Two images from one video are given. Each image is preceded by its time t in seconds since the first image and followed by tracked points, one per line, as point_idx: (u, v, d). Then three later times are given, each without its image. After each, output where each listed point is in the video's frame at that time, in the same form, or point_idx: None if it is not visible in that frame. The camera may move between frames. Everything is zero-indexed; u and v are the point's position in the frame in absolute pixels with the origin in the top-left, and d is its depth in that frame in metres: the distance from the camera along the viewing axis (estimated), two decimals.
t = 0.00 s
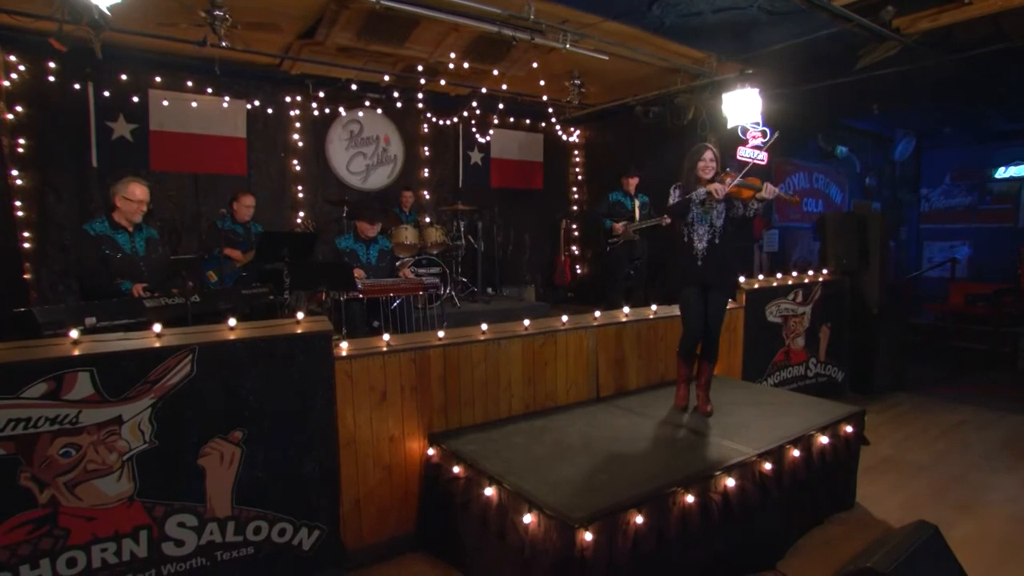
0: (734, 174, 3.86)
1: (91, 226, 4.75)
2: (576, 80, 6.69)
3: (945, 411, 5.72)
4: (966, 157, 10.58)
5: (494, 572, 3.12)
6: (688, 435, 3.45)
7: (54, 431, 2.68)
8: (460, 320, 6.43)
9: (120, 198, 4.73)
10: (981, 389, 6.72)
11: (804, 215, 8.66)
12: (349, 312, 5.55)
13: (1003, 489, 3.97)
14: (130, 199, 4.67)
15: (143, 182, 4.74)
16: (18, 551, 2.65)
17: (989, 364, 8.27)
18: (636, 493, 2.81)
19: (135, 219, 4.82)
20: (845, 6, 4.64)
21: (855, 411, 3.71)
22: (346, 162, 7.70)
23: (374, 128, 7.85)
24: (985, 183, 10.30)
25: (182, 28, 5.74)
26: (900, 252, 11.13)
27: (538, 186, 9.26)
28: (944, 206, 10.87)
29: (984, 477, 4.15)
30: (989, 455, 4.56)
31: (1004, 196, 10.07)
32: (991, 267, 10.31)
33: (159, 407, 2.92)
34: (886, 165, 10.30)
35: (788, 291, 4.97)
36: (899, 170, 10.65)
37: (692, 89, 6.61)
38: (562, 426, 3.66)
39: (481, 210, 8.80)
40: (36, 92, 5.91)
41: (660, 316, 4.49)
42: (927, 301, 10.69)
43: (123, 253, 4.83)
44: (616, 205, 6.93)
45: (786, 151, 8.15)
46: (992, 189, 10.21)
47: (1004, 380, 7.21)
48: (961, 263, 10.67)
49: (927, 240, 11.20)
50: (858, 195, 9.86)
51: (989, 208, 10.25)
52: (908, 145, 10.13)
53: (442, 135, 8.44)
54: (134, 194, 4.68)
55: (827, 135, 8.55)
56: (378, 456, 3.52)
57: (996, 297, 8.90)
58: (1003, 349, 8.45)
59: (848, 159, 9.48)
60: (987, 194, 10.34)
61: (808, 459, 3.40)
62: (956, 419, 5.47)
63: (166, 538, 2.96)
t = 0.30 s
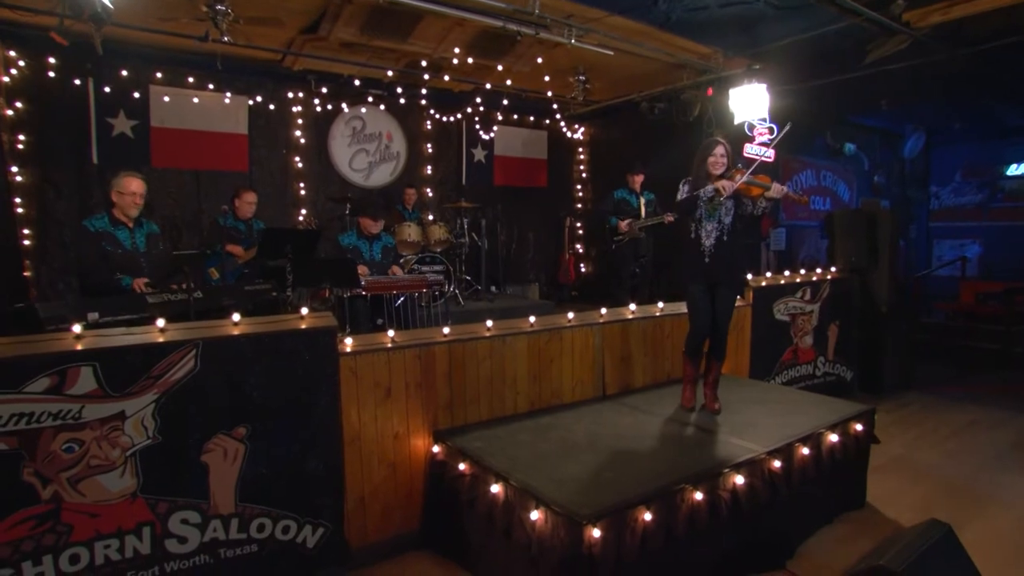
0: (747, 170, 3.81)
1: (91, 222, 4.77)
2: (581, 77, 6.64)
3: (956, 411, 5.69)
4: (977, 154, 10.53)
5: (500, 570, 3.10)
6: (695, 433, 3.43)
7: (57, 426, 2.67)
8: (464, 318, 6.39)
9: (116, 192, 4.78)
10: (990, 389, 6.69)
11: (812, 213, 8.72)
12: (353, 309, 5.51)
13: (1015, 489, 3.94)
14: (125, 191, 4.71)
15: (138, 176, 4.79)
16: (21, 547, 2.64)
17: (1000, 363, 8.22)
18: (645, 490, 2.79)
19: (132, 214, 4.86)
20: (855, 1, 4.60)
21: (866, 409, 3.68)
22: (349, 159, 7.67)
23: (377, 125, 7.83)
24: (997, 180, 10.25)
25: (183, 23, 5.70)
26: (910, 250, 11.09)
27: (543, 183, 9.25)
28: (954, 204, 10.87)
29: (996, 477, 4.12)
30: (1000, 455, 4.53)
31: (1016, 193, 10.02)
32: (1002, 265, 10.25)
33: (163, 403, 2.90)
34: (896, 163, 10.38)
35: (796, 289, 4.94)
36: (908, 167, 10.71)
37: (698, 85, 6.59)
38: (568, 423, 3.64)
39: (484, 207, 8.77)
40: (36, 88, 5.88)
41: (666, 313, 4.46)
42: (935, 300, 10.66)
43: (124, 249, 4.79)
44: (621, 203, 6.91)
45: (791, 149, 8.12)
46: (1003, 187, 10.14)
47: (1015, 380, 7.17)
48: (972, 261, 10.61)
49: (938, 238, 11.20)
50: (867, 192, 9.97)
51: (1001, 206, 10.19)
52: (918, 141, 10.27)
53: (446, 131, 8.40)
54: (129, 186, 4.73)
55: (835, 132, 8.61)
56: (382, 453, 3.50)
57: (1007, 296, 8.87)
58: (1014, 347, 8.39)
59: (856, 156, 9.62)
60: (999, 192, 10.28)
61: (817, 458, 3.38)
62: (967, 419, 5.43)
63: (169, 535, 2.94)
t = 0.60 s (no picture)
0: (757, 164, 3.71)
1: (91, 218, 4.62)
2: (587, 72, 6.60)
3: (970, 413, 5.63)
4: (991, 150, 10.40)
5: (508, 570, 3.07)
6: (705, 431, 3.39)
7: (59, 423, 2.64)
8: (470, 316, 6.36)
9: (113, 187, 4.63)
10: (1003, 390, 6.62)
11: (820, 211, 8.76)
12: (356, 306, 5.47)
13: None
14: (123, 185, 4.55)
15: (135, 169, 4.63)
16: (22, 545, 2.61)
17: (1013, 363, 8.15)
18: (654, 488, 2.76)
19: (132, 208, 4.71)
20: None
21: (878, 409, 3.64)
22: (351, 156, 7.62)
23: (380, 121, 7.78)
24: (1011, 178, 10.15)
25: (184, 17, 5.65)
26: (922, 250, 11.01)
27: (547, 182, 9.24)
28: (968, 201, 10.75)
29: (1011, 479, 4.07)
30: (1015, 457, 4.47)
31: None
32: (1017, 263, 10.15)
33: (166, 399, 2.86)
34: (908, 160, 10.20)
35: (807, 287, 4.91)
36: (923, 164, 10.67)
37: (707, 80, 6.53)
38: (576, 422, 3.60)
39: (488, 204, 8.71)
40: (34, 83, 5.84)
41: (674, 312, 4.41)
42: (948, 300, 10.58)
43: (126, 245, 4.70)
44: (628, 200, 6.83)
45: (796, 147, 8.08)
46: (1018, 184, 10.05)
47: None
48: (986, 260, 10.51)
49: (950, 237, 11.09)
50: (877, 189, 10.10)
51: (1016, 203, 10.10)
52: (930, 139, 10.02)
53: (450, 128, 8.34)
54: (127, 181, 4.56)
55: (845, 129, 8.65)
56: (387, 452, 3.46)
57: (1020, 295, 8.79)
58: None
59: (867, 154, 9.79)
60: (1014, 189, 10.17)
61: (829, 457, 3.34)
62: (982, 421, 5.37)
63: (171, 534, 2.90)
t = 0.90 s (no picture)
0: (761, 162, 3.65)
1: (88, 215, 4.56)
2: (594, 66, 6.54)
3: (987, 415, 5.56)
4: (1005, 147, 10.29)
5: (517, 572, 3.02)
6: (715, 431, 3.34)
7: (61, 421, 2.61)
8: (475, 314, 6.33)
9: (110, 183, 4.49)
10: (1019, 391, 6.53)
11: (833, 209, 8.68)
12: (359, 304, 5.43)
13: None
14: (119, 181, 4.42)
15: (131, 165, 4.48)
16: (23, 545, 2.57)
17: None
18: (666, 489, 2.72)
19: (130, 205, 4.60)
20: None
21: (894, 409, 3.59)
22: (353, 153, 7.55)
23: (383, 117, 7.72)
24: None
25: (183, 11, 5.59)
26: (936, 249, 10.92)
27: (554, 180, 9.11)
28: (985, 198, 10.60)
29: None
30: None
31: None
32: None
33: (169, 397, 2.83)
34: (922, 157, 10.43)
35: (819, 286, 4.85)
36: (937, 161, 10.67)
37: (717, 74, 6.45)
38: (584, 421, 3.55)
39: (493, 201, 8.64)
40: (31, 77, 5.80)
41: (684, 310, 4.35)
42: (962, 300, 10.46)
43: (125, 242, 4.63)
44: (637, 197, 6.79)
45: (805, 144, 8.01)
46: None
47: None
48: (1003, 259, 10.38)
49: (966, 236, 10.91)
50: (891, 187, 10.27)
51: None
52: (945, 133, 9.98)
53: (454, 124, 8.27)
54: (123, 176, 4.43)
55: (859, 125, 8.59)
56: (393, 452, 3.41)
57: None
58: None
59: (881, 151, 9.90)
60: None
61: (844, 458, 3.28)
62: (999, 424, 5.30)
63: (174, 535, 2.86)
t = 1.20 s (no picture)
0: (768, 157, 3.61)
1: (86, 212, 4.48)
2: (603, 59, 6.48)
3: (1008, 419, 5.46)
4: None
5: None
6: (728, 432, 3.28)
7: (62, 420, 2.56)
8: (482, 313, 6.26)
9: (106, 178, 4.48)
10: None
11: (848, 206, 8.62)
12: (363, 303, 5.38)
13: None
14: (115, 176, 4.42)
15: (127, 158, 4.48)
16: (23, 548, 2.53)
17: None
18: (681, 490, 2.68)
19: (127, 200, 4.56)
20: None
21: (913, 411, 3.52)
22: (356, 149, 7.49)
23: (386, 113, 7.65)
24: None
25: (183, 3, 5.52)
26: (954, 248, 10.79)
27: (560, 177, 9.04)
28: (1007, 196, 10.32)
29: None
30: None
31: None
32: None
33: (172, 396, 2.78)
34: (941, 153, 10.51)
35: (835, 286, 4.78)
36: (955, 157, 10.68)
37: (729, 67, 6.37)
38: (594, 422, 3.49)
39: (499, 198, 8.57)
40: (26, 71, 5.75)
41: (695, 309, 4.27)
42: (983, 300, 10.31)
43: (123, 240, 4.53)
44: (647, 193, 6.70)
45: (820, 139, 7.88)
46: None
47: None
48: None
49: (987, 234, 10.64)
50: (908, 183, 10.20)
51: None
52: (966, 127, 10.17)
53: (459, 120, 8.19)
54: (119, 172, 4.44)
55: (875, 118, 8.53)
56: (400, 453, 3.36)
57: None
58: None
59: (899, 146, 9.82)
60: None
61: (862, 461, 3.22)
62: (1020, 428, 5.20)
63: (177, 537, 2.81)
